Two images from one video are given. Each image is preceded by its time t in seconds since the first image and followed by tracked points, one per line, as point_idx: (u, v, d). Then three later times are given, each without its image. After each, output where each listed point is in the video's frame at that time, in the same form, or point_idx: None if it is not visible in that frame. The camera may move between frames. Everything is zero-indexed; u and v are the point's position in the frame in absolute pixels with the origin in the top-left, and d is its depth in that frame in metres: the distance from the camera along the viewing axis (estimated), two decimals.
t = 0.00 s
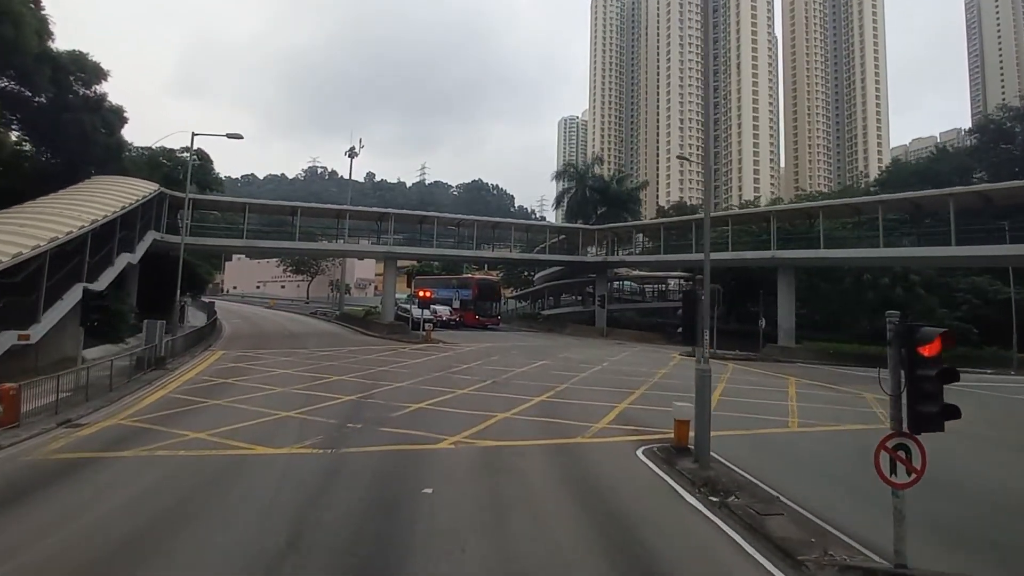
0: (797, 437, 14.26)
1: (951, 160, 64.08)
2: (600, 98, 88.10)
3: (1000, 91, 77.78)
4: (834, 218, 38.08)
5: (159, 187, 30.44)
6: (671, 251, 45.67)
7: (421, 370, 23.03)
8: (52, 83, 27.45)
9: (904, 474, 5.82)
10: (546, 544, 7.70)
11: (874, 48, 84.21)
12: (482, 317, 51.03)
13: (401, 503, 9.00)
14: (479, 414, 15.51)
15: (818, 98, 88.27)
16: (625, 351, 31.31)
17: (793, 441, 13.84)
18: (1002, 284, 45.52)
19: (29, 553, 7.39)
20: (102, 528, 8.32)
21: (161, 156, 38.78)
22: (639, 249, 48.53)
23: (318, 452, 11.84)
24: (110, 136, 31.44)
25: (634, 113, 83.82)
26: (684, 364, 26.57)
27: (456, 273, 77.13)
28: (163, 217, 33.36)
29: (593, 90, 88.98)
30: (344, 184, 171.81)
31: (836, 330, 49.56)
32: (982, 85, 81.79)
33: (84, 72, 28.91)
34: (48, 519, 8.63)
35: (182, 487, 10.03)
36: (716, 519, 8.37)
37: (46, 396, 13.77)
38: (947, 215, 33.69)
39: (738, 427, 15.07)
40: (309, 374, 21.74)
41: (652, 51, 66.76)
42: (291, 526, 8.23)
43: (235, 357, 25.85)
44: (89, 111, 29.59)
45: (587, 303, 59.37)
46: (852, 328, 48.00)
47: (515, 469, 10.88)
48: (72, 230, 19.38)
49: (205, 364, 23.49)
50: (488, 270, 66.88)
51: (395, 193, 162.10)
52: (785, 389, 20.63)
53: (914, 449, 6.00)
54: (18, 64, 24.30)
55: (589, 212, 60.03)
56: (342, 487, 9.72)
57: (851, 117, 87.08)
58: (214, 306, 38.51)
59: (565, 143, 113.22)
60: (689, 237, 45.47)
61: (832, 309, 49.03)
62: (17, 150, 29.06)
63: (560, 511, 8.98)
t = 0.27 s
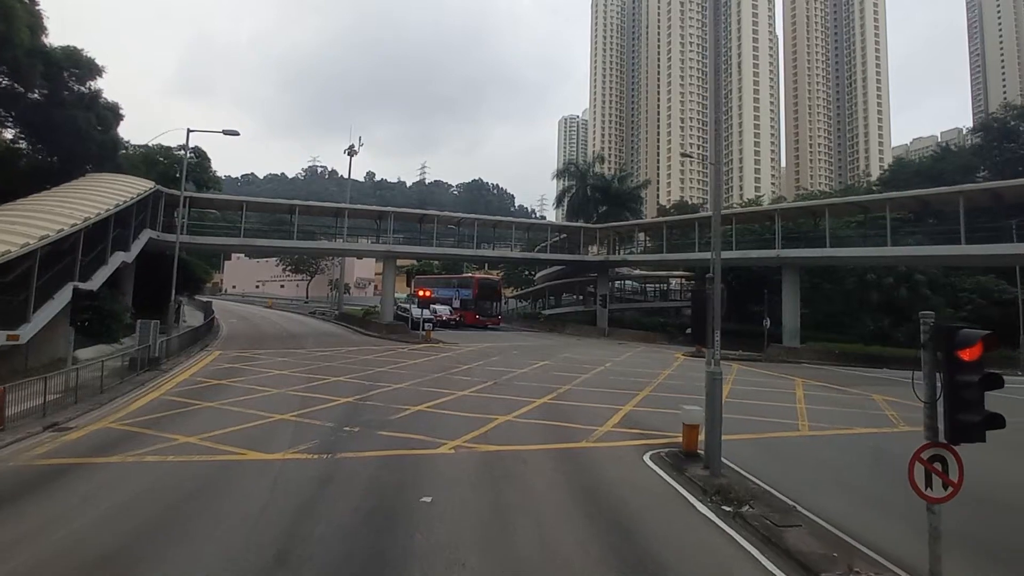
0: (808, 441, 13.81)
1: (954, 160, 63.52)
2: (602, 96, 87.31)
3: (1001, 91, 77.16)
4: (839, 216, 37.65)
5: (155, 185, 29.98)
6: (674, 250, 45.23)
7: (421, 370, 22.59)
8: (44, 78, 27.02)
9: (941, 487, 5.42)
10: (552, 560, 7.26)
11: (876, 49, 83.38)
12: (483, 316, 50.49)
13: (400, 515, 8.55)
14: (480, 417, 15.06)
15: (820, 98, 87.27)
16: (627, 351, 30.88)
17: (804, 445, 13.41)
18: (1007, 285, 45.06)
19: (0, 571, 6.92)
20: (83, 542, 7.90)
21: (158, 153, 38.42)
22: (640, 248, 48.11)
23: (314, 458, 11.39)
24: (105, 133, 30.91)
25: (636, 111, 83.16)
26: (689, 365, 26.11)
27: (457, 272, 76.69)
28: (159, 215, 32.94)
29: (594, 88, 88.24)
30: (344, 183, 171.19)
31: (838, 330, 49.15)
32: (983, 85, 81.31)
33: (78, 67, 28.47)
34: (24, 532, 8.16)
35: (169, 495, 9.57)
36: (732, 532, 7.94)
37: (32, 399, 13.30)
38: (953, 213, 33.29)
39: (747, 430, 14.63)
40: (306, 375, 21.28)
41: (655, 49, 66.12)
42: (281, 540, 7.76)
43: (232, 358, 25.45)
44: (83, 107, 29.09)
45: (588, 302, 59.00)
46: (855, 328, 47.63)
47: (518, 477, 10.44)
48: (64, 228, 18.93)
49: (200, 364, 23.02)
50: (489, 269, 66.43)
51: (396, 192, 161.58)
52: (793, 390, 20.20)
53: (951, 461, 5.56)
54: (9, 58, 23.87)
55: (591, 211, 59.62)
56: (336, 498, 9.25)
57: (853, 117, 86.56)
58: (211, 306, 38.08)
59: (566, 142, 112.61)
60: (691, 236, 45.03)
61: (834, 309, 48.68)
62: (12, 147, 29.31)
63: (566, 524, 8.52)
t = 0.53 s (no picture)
0: (817, 445, 13.43)
1: (957, 158, 63.04)
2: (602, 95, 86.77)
3: (1002, 90, 76.62)
4: (843, 215, 37.27)
5: (152, 183, 29.54)
6: (676, 249, 44.86)
7: (421, 371, 22.22)
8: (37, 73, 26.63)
9: (977, 500, 5.06)
10: (556, 570, 6.89)
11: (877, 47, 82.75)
12: (483, 316, 50.18)
13: (397, 522, 8.19)
14: (480, 419, 14.69)
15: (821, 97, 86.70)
16: (629, 351, 30.52)
17: (813, 448, 13.05)
18: (1012, 284, 44.63)
19: None
20: (64, 550, 7.54)
21: (156, 151, 38.09)
22: (642, 248, 47.73)
23: (309, 461, 11.02)
24: (101, 130, 30.54)
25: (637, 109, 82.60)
26: (693, 365, 25.72)
27: (457, 271, 76.32)
28: (156, 213, 32.57)
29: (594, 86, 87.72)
30: (343, 182, 170.68)
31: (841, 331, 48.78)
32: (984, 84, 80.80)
33: (73, 62, 28.07)
34: (2, 540, 7.77)
35: (157, 501, 9.18)
36: (746, 542, 7.57)
37: (21, 401, 12.93)
38: (958, 212, 32.92)
39: (754, 433, 14.24)
40: (303, 376, 20.92)
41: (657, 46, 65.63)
42: (272, 550, 7.37)
43: (229, 358, 25.10)
44: (79, 104, 28.66)
45: (590, 301, 58.66)
46: (858, 329, 47.30)
47: (520, 482, 10.07)
48: (56, 225, 18.54)
49: (196, 364, 22.63)
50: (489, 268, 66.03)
51: (396, 191, 161.07)
52: (799, 391, 19.83)
53: (988, 472, 5.20)
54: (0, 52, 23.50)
55: (592, 210, 59.23)
56: (330, 503, 8.89)
57: (854, 116, 86.07)
58: (208, 304, 37.72)
59: (566, 141, 112.10)
60: (693, 235, 44.67)
61: (837, 309, 48.33)
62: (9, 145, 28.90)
63: (571, 531, 8.14)
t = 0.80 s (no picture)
0: (824, 449, 13.11)
1: (959, 157, 62.65)
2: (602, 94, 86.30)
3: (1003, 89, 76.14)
4: (846, 214, 36.95)
5: (149, 182, 29.14)
6: (677, 248, 44.54)
7: (420, 372, 21.90)
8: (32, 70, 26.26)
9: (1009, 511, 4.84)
10: None
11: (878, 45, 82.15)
12: (483, 317, 49.93)
13: (394, 530, 7.89)
14: (481, 421, 14.37)
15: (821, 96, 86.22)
16: (630, 352, 30.20)
17: (822, 452, 12.73)
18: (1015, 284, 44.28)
19: None
20: (47, 558, 7.24)
21: (153, 149, 37.78)
22: (643, 247, 47.40)
23: (305, 466, 10.73)
24: (98, 128, 30.22)
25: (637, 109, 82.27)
26: (696, 367, 25.40)
27: (457, 271, 75.98)
28: (153, 212, 32.25)
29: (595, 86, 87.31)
30: (343, 182, 170.25)
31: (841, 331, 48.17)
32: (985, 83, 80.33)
33: (69, 59, 27.65)
34: None
35: (146, 508, 8.87)
36: (757, 552, 7.29)
37: (12, 403, 12.64)
38: (963, 211, 32.58)
39: (760, 437, 13.93)
40: (301, 376, 20.61)
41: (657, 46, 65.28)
42: (263, 561, 7.08)
43: (226, 358, 24.78)
44: (75, 102, 28.35)
45: (590, 301, 58.33)
46: (859, 328, 46.69)
47: (521, 488, 9.76)
48: (50, 223, 18.25)
49: (193, 365, 22.32)
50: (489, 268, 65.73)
51: (396, 191, 160.66)
52: (805, 393, 19.52)
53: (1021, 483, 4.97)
54: None
55: (593, 210, 58.91)
56: (326, 510, 8.60)
57: (855, 116, 85.68)
58: (206, 304, 37.41)
59: (567, 140, 111.69)
60: (695, 235, 44.34)
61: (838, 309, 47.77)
62: (6, 143, 28.74)
63: (575, 540, 7.84)
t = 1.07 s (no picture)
0: (832, 453, 12.84)
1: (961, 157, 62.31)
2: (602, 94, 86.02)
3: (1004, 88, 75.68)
4: (848, 214, 36.68)
5: (146, 181, 28.83)
6: (678, 248, 44.26)
7: (420, 373, 21.63)
8: (27, 68, 25.97)
9: None
10: None
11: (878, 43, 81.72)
12: (484, 317, 49.68)
13: (391, 539, 7.62)
14: (481, 424, 14.11)
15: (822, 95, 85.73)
16: (632, 353, 29.95)
17: (830, 456, 12.48)
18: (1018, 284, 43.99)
19: None
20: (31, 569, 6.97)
21: (151, 149, 37.52)
22: (644, 247, 47.12)
23: (301, 471, 10.46)
24: (96, 127, 29.99)
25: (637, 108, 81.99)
26: (699, 368, 25.13)
27: (457, 271, 75.71)
28: (150, 211, 31.99)
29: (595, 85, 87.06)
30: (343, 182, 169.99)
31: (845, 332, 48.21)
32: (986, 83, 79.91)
33: (65, 57, 27.37)
34: None
35: (137, 515, 8.59)
36: (768, 561, 7.04)
37: (3, 405, 12.39)
38: (966, 210, 32.30)
39: (767, 440, 13.67)
40: (299, 378, 20.35)
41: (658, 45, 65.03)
42: (254, 572, 6.82)
43: (223, 359, 24.51)
44: (72, 100, 28.07)
45: (591, 301, 58.07)
46: (863, 330, 46.74)
47: (523, 494, 9.49)
48: (44, 222, 17.99)
49: (190, 367, 22.06)
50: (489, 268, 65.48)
51: (396, 191, 160.39)
52: (810, 394, 19.26)
53: None
54: None
55: (594, 210, 58.69)
56: (321, 517, 8.33)
57: (855, 116, 85.37)
58: (204, 305, 37.16)
59: (567, 140, 111.40)
60: (696, 235, 44.06)
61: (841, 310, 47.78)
62: (4, 143, 28.58)
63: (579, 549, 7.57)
